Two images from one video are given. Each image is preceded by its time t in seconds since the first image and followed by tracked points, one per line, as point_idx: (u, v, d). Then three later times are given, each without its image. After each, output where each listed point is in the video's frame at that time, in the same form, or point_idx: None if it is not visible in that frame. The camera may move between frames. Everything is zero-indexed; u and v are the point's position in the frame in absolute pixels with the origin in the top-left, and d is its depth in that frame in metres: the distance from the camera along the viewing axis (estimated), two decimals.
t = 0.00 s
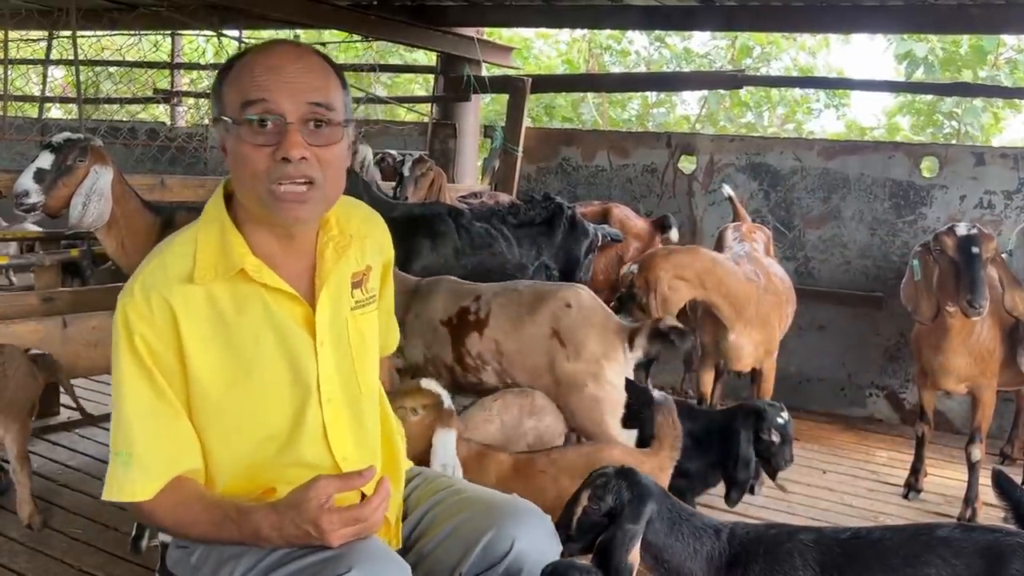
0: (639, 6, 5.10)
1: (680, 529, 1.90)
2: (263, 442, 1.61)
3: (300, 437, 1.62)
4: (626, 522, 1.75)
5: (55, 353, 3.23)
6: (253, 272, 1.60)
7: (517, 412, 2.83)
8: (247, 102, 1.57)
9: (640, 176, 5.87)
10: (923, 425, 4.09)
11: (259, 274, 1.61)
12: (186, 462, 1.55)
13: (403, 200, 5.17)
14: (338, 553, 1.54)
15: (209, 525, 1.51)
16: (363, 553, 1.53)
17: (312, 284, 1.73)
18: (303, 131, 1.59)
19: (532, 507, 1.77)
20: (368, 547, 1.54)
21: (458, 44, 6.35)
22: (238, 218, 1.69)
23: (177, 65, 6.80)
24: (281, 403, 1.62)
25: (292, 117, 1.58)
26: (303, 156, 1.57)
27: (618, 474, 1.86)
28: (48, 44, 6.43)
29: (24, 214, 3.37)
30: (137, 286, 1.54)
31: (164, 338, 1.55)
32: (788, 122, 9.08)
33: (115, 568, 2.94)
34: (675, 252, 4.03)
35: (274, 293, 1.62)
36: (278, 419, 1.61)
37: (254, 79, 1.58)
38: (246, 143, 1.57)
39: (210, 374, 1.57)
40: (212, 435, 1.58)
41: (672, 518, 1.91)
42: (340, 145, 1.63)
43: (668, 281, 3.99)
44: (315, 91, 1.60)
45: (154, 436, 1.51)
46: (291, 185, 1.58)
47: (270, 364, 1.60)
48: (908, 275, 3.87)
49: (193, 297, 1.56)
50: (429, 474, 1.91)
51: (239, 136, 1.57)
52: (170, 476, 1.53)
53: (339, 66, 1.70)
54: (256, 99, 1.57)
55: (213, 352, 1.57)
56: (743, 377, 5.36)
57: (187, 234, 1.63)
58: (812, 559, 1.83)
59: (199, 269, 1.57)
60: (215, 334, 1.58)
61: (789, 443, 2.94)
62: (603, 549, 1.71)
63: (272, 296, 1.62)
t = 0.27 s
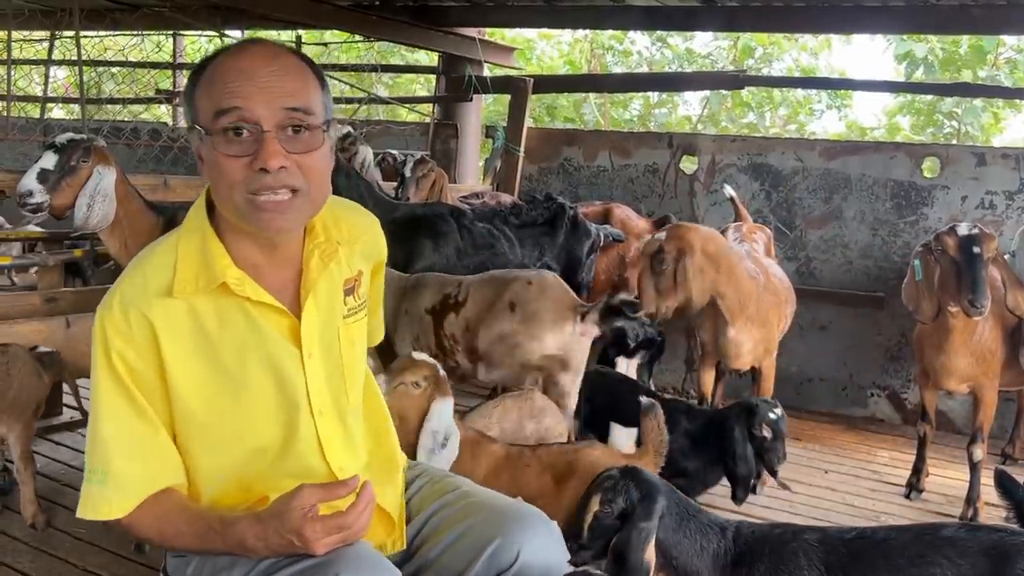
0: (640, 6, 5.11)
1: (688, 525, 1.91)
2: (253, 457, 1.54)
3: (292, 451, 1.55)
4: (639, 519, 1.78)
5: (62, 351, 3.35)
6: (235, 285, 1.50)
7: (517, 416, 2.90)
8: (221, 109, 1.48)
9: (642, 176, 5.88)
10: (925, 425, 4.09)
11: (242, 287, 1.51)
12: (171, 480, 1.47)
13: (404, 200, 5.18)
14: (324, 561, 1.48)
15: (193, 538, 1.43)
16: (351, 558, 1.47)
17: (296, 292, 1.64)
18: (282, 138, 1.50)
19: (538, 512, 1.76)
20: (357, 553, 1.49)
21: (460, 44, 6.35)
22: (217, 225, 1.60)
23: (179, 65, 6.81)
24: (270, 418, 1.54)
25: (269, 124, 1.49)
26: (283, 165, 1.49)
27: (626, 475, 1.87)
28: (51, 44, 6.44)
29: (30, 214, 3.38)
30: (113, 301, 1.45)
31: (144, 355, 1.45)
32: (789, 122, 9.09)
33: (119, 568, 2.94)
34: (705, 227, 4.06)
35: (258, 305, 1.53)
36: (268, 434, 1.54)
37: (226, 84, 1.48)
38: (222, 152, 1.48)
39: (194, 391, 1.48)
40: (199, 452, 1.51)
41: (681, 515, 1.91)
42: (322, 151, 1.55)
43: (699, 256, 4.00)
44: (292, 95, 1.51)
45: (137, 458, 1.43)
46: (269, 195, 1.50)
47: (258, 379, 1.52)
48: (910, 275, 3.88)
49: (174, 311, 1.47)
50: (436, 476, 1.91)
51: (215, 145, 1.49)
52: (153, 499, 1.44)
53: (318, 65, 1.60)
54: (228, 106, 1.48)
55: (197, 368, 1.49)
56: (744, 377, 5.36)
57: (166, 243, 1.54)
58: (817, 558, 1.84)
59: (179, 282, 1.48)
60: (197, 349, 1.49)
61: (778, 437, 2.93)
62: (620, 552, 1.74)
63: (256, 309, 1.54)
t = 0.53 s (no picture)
0: (641, 6, 5.11)
1: (686, 528, 1.92)
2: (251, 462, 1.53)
3: (291, 457, 1.55)
4: (639, 525, 1.80)
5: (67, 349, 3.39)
6: (237, 290, 1.51)
7: (522, 415, 2.90)
8: (219, 113, 1.48)
9: (643, 177, 5.88)
10: (926, 426, 4.09)
11: (243, 292, 1.52)
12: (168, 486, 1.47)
13: (404, 201, 5.18)
14: (321, 568, 1.47)
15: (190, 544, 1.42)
16: (350, 565, 1.47)
17: (297, 297, 1.65)
18: (280, 143, 1.51)
19: (536, 519, 1.73)
20: (358, 558, 1.49)
21: (461, 44, 6.36)
22: (219, 228, 1.60)
23: (180, 65, 6.81)
24: (268, 423, 1.54)
25: (266, 129, 1.50)
26: (279, 170, 1.50)
27: (623, 480, 1.88)
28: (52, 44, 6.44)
29: (33, 216, 3.39)
30: (113, 305, 1.44)
31: (143, 361, 1.45)
32: (790, 123, 9.10)
33: (122, 569, 2.94)
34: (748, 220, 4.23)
35: (259, 310, 1.54)
36: (268, 439, 1.54)
37: (223, 88, 1.49)
38: (220, 157, 1.49)
39: (193, 396, 1.48)
40: (197, 457, 1.50)
41: (679, 518, 1.93)
42: (320, 156, 1.56)
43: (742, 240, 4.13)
44: (291, 99, 1.51)
45: (134, 463, 1.42)
46: (265, 199, 1.50)
47: (257, 384, 1.52)
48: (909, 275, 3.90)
49: (174, 316, 1.47)
50: (437, 483, 1.89)
51: (213, 150, 1.49)
52: (147, 503, 1.43)
53: (319, 68, 1.61)
54: (225, 110, 1.48)
55: (196, 373, 1.48)
56: (746, 377, 5.36)
57: (167, 247, 1.54)
58: (819, 559, 1.84)
59: (180, 286, 1.48)
60: (197, 355, 1.49)
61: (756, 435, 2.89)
62: (620, 555, 1.79)
63: (257, 314, 1.54)
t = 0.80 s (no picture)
0: (642, 6, 5.10)
1: (681, 535, 1.92)
2: (253, 462, 1.53)
3: (293, 457, 1.55)
4: (633, 537, 1.81)
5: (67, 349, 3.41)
6: (238, 289, 1.51)
7: (523, 412, 2.93)
8: (217, 110, 1.48)
9: (644, 177, 5.88)
10: (927, 426, 4.09)
11: (245, 291, 1.52)
12: (170, 485, 1.46)
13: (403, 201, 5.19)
14: (323, 564, 1.48)
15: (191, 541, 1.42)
16: (349, 563, 1.46)
17: (298, 297, 1.64)
18: (277, 138, 1.51)
19: (528, 529, 1.72)
20: (357, 555, 1.48)
21: (462, 44, 6.36)
22: (220, 227, 1.60)
23: (181, 65, 6.81)
24: (270, 423, 1.54)
25: (264, 125, 1.50)
26: (276, 166, 1.49)
27: (615, 490, 1.87)
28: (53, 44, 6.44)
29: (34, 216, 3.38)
30: (116, 305, 1.44)
31: (146, 361, 1.45)
32: (791, 123, 9.10)
33: (123, 569, 2.94)
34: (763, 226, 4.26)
35: (261, 308, 1.54)
36: (269, 439, 1.54)
37: (222, 84, 1.49)
38: (217, 153, 1.49)
39: (196, 396, 1.48)
40: (199, 457, 1.50)
41: (672, 525, 1.93)
42: (317, 153, 1.55)
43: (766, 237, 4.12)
44: (288, 96, 1.51)
45: (137, 463, 1.42)
46: (263, 195, 1.50)
47: (259, 383, 1.52)
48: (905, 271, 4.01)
49: (176, 316, 1.47)
50: (431, 484, 1.89)
51: (210, 146, 1.49)
52: (150, 503, 1.43)
53: (319, 67, 1.61)
54: (223, 106, 1.48)
55: (199, 373, 1.48)
56: (747, 377, 5.35)
57: (169, 247, 1.54)
58: (818, 559, 1.84)
59: (182, 285, 1.48)
60: (200, 355, 1.49)
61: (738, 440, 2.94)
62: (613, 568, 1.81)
63: (258, 314, 1.54)
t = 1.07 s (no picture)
0: (644, 5, 5.09)
1: (683, 535, 1.91)
2: (252, 455, 1.52)
3: (292, 450, 1.54)
4: (635, 536, 1.79)
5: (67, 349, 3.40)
6: (237, 279, 1.51)
7: (520, 410, 2.95)
8: (213, 93, 1.49)
9: (646, 176, 5.88)
10: (930, 425, 4.08)
11: (244, 280, 1.52)
12: (167, 476, 1.46)
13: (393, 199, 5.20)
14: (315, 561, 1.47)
15: (187, 535, 1.42)
16: (343, 559, 1.46)
17: (297, 289, 1.64)
18: (271, 121, 1.52)
19: (530, 527, 1.71)
20: (348, 553, 1.47)
21: (463, 43, 6.35)
22: (220, 218, 1.60)
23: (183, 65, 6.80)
24: (269, 416, 1.53)
25: (258, 108, 1.50)
26: (269, 147, 1.50)
27: (617, 489, 1.86)
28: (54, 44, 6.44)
29: (34, 213, 3.39)
30: (116, 294, 1.44)
31: (144, 351, 1.45)
32: (793, 122, 9.09)
33: (124, 569, 2.94)
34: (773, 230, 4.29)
35: (258, 299, 1.53)
36: (268, 431, 1.53)
37: (220, 69, 1.51)
38: (212, 134, 1.49)
39: (194, 387, 1.47)
40: (198, 449, 1.49)
41: (674, 526, 1.92)
42: (312, 138, 1.56)
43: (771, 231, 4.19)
44: (283, 81, 1.52)
45: (134, 452, 1.41)
46: (257, 178, 1.50)
47: (257, 374, 1.51)
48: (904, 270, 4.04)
49: (175, 305, 1.47)
50: (432, 483, 1.88)
51: (206, 128, 1.50)
52: (145, 492, 1.43)
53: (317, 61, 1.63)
54: (220, 89, 1.49)
55: (198, 363, 1.48)
56: (748, 377, 5.34)
57: (169, 238, 1.54)
58: (819, 558, 1.83)
59: (180, 275, 1.48)
60: (199, 345, 1.48)
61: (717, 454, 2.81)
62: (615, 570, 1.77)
63: (257, 304, 1.53)
